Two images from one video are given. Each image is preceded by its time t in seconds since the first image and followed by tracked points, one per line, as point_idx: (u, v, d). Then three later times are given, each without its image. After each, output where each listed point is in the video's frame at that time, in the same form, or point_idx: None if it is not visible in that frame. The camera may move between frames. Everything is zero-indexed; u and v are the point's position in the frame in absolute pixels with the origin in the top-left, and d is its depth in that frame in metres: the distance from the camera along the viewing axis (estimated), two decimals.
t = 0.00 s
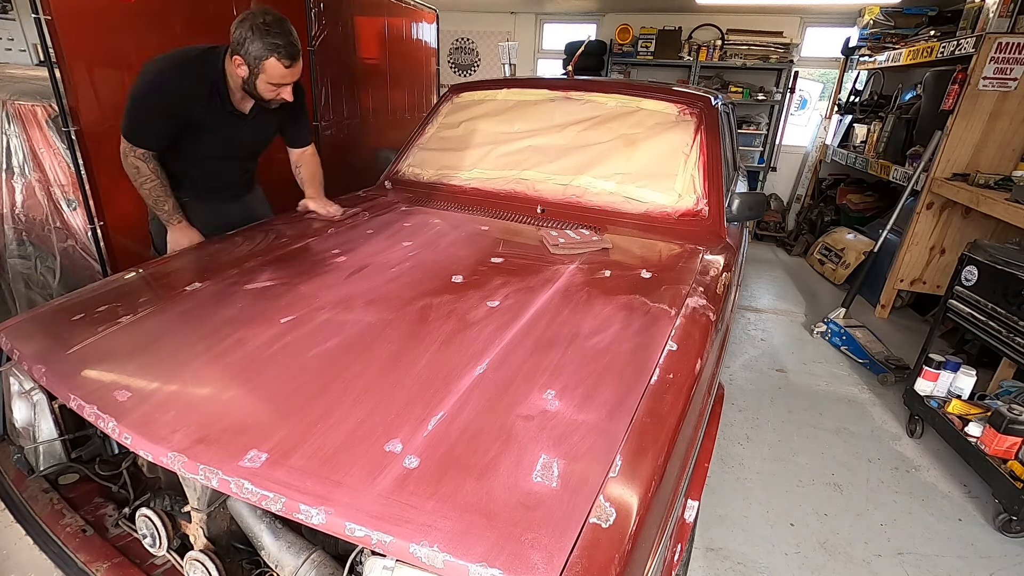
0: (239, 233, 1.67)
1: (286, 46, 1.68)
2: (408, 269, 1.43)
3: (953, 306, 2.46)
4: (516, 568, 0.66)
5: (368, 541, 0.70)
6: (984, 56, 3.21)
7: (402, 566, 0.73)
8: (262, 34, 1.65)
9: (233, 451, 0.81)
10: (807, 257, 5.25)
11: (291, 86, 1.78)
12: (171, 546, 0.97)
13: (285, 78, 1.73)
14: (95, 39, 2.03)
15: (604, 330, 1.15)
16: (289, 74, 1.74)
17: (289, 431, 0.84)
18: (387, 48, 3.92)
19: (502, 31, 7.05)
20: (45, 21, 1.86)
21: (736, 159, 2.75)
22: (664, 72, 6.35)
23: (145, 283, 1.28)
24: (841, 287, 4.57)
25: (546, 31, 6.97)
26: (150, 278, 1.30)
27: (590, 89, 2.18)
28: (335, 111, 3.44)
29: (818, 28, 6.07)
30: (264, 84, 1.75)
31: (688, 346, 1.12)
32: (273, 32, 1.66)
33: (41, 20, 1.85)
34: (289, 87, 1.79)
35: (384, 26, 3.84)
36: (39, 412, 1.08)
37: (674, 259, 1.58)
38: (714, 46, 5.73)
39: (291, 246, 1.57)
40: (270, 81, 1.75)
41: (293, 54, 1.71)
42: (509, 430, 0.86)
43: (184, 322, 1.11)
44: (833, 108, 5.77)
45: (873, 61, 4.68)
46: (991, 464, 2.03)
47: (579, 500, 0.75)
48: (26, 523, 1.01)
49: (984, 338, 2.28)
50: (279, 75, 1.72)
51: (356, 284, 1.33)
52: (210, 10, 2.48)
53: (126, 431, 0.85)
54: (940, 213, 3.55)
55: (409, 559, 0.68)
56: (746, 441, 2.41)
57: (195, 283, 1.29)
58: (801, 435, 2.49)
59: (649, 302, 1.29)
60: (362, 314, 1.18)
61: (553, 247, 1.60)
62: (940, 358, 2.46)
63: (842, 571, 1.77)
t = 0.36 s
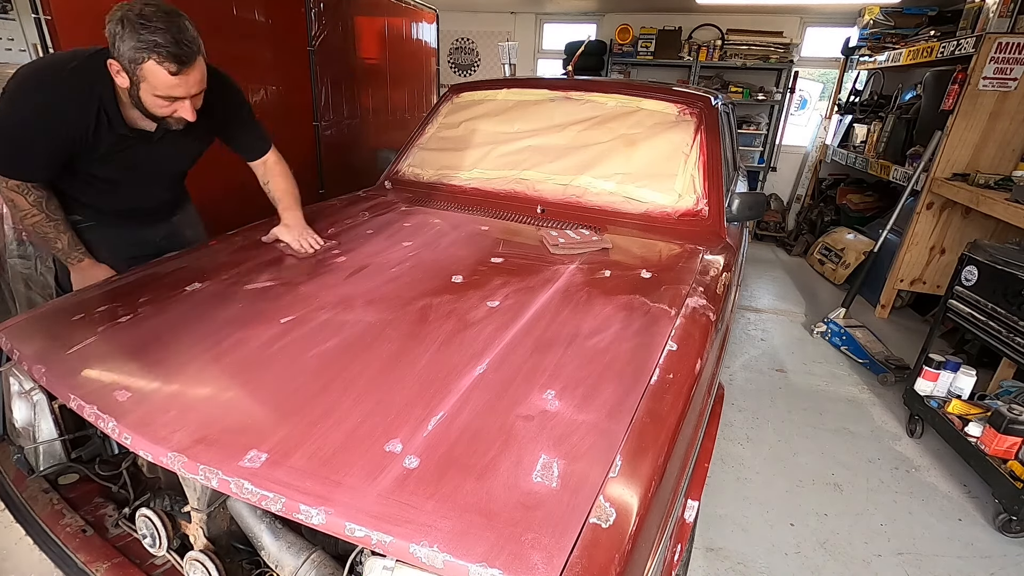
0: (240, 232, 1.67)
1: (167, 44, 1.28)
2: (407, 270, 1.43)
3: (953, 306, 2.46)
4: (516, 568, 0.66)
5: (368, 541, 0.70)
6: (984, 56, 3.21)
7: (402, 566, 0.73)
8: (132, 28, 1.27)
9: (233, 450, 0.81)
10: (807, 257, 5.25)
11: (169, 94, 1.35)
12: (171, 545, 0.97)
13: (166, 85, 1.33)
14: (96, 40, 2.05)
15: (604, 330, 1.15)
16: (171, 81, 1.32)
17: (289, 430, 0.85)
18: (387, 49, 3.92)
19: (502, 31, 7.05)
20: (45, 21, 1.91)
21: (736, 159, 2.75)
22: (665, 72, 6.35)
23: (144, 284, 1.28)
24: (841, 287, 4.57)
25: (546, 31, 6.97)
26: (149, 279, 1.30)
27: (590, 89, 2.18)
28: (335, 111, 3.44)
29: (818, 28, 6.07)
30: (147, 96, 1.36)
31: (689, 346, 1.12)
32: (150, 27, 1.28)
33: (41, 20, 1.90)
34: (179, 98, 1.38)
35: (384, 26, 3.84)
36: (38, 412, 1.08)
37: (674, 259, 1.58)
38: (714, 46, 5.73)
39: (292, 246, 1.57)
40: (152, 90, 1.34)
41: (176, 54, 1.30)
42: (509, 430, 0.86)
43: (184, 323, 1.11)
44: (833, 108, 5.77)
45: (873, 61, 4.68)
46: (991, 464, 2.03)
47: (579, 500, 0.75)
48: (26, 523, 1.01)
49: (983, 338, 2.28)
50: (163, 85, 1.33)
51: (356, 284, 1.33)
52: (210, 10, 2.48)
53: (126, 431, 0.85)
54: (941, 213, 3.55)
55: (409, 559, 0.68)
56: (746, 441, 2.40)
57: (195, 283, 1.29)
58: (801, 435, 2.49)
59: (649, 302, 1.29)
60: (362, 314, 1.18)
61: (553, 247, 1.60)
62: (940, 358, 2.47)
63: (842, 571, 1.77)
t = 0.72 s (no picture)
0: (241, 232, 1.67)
1: (198, 68, 1.18)
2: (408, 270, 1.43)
3: (953, 306, 2.46)
4: (516, 568, 0.66)
5: (368, 541, 0.70)
6: (984, 56, 3.21)
7: (402, 566, 0.73)
8: (153, 59, 1.17)
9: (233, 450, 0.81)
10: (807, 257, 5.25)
11: (203, 129, 1.25)
12: (172, 545, 0.97)
13: (200, 119, 1.23)
14: (96, 41, 2.06)
15: (604, 330, 1.15)
16: (204, 113, 1.23)
17: (289, 431, 0.84)
18: (387, 48, 3.92)
19: (502, 31, 7.05)
20: (45, 21, 1.91)
21: (736, 158, 2.75)
22: (665, 72, 6.35)
23: (143, 284, 1.27)
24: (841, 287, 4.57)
25: (546, 31, 6.97)
26: (149, 279, 1.30)
27: (590, 89, 2.18)
28: (335, 111, 3.44)
29: (818, 28, 6.07)
30: (177, 137, 1.25)
31: (689, 346, 1.12)
32: (173, 53, 1.18)
33: (41, 20, 1.90)
34: (214, 132, 1.28)
35: (384, 26, 3.84)
36: (37, 412, 1.08)
37: (674, 260, 1.58)
38: (714, 46, 5.74)
39: (292, 246, 1.57)
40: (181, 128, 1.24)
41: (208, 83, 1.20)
42: (509, 430, 0.86)
43: (183, 322, 1.11)
44: (833, 108, 5.77)
45: (873, 61, 4.68)
46: (991, 464, 2.03)
47: (579, 500, 0.75)
48: (26, 523, 1.01)
49: (984, 338, 2.28)
50: (197, 120, 1.23)
51: (356, 284, 1.33)
52: (210, 10, 2.48)
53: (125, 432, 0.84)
54: (941, 213, 3.55)
55: (409, 559, 0.68)
56: (746, 441, 2.40)
57: (195, 283, 1.29)
58: (801, 435, 2.49)
59: (649, 303, 1.29)
60: (362, 314, 1.18)
61: (553, 247, 1.60)
62: (940, 358, 2.47)
63: (842, 572, 1.77)
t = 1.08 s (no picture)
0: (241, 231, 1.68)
1: (200, 25, 1.33)
2: (408, 270, 1.43)
3: (953, 306, 2.46)
4: (516, 568, 0.66)
5: (368, 541, 0.70)
6: (984, 56, 3.21)
7: (402, 566, 0.73)
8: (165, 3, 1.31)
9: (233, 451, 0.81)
10: (807, 257, 5.25)
11: (188, 71, 1.38)
12: (171, 545, 0.97)
13: (189, 62, 1.36)
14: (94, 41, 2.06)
15: (604, 330, 1.15)
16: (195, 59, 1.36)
17: (289, 431, 0.84)
18: (387, 49, 3.92)
19: (502, 31, 7.05)
20: (45, 21, 1.92)
21: (736, 159, 2.75)
22: (665, 72, 6.35)
23: (143, 284, 1.27)
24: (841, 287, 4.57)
25: (546, 31, 6.97)
26: (148, 279, 1.30)
27: (590, 89, 2.18)
28: (335, 111, 3.44)
29: (818, 28, 6.07)
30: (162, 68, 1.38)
31: (689, 346, 1.12)
32: (184, 7, 1.32)
33: (41, 20, 1.91)
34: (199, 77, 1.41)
35: (384, 26, 3.84)
36: (37, 413, 1.08)
37: (674, 259, 1.58)
38: (714, 46, 5.74)
39: (292, 246, 1.57)
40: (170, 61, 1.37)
41: (206, 36, 1.34)
42: (509, 430, 0.86)
43: (183, 322, 1.11)
44: (833, 108, 5.76)
45: (873, 61, 4.68)
46: (991, 464, 2.03)
47: (579, 500, 0.75)
48: (26, 523, 1.01)
49: (983, 338, 2.28)
50: (184, 62, 1.35)
51: (356, 284, 1.33)
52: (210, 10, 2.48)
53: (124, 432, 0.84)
54: (941, 213, 3.55)
55: (409, 559, 0.68)
56: (746, 441, 2.41)
57: (195, 283, 1.29)
58: (801, 435, 2.49)
59: (649, 302, 1.29)
60: (362, 314, 1.18)
61: (553, 247, 1.60)
62: (940, 358, 2.47)
63: (843, 571, 1.77)
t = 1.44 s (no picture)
0: (243, 231, 1.68)
1: (72, 56, 1.21)
2: (408, 270, 1.43)
3: (953, 306, 2.46)
4: (516, 568, 0.66)
5: (368, 541, 0.70)
6: (984, 56, 3.21)
7: (402, 566, 0.73)
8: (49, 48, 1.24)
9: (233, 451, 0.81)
10: (807, 257, 5.25)
11: (120, 110, 1.33)
12: (171, 546, 0.97)
13: (110, 100, 1.29)
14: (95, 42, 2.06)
15: (604, 330, 1.15)
16: (114, 91, 1.28)
17: (289, 430, 0.85)
18: (387, 49, 3.92)
19: (502, 31, 7.05)
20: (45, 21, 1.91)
21: (736, 159, 2.75)
22: (664, 72, 6.35)
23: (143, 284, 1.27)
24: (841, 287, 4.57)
25: (546, 31, 6.97)
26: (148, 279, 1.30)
27: (590, 89, 2.18)
28: (335, 111, 3.44)
29: (818, 28, 6.07)
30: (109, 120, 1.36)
31: (689, 346, 1.12)
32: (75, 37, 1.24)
33: (41, 20, 1.89)
34: (131, 101, 1.33)
35: (384, 26, 3.84)
36: (37, 413, 1.08)
37: (674, 259, 1.58)
38: (714, 46, 5.73)
39: (292, 246, 1.57)
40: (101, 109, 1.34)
41: (89, 70, 1.22)
42: (509, 430, 0.86)
43: (183, 322, 1.11)
44: (833, 108, 5.76)
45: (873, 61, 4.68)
46: (991, 464, 2.03)
47: (579, 500, 0.75)
48: (26, 523, 1.01)
49: (983, 338, 2.28)
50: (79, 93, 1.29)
51: (355, 284, 1.33)
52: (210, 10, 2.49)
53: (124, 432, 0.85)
54: (941, 213, 3.55)
55: (409, 560, 0.68)
56: (746, 441, 2.40)
57: (195, 283, 1.29)
58: (801, 435, 2.49)
59: (649, 302, 1.29)
60: (362, 314, 1.18)
61: (553, 247, 1.60)
62: (940, 358, 2.47)
63: (843, 572, 1.77)
